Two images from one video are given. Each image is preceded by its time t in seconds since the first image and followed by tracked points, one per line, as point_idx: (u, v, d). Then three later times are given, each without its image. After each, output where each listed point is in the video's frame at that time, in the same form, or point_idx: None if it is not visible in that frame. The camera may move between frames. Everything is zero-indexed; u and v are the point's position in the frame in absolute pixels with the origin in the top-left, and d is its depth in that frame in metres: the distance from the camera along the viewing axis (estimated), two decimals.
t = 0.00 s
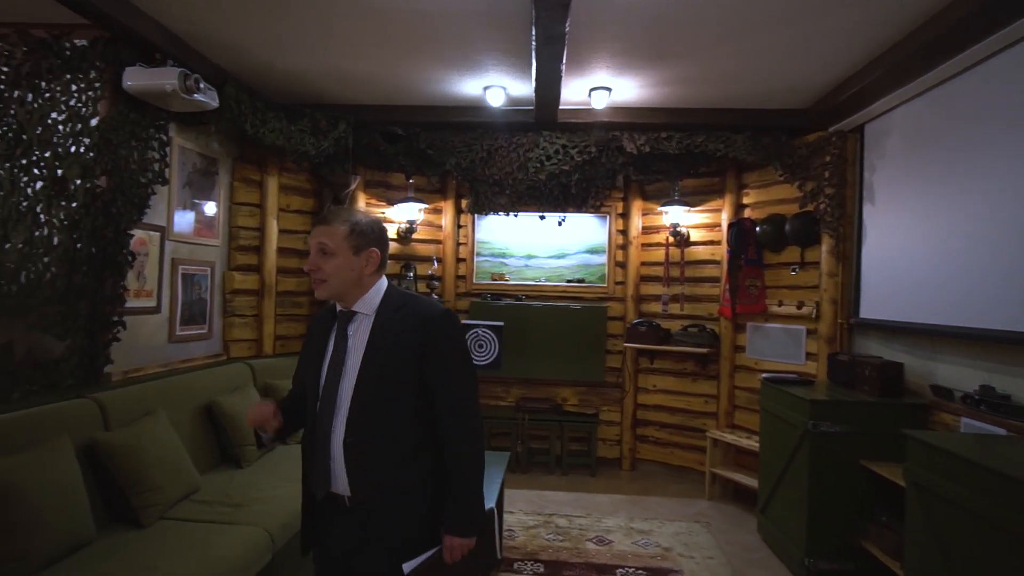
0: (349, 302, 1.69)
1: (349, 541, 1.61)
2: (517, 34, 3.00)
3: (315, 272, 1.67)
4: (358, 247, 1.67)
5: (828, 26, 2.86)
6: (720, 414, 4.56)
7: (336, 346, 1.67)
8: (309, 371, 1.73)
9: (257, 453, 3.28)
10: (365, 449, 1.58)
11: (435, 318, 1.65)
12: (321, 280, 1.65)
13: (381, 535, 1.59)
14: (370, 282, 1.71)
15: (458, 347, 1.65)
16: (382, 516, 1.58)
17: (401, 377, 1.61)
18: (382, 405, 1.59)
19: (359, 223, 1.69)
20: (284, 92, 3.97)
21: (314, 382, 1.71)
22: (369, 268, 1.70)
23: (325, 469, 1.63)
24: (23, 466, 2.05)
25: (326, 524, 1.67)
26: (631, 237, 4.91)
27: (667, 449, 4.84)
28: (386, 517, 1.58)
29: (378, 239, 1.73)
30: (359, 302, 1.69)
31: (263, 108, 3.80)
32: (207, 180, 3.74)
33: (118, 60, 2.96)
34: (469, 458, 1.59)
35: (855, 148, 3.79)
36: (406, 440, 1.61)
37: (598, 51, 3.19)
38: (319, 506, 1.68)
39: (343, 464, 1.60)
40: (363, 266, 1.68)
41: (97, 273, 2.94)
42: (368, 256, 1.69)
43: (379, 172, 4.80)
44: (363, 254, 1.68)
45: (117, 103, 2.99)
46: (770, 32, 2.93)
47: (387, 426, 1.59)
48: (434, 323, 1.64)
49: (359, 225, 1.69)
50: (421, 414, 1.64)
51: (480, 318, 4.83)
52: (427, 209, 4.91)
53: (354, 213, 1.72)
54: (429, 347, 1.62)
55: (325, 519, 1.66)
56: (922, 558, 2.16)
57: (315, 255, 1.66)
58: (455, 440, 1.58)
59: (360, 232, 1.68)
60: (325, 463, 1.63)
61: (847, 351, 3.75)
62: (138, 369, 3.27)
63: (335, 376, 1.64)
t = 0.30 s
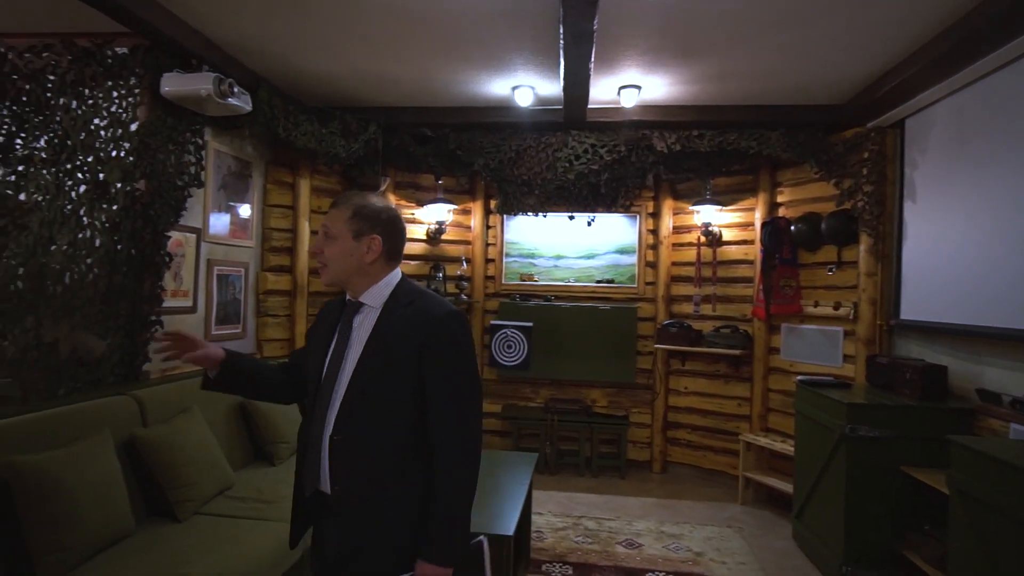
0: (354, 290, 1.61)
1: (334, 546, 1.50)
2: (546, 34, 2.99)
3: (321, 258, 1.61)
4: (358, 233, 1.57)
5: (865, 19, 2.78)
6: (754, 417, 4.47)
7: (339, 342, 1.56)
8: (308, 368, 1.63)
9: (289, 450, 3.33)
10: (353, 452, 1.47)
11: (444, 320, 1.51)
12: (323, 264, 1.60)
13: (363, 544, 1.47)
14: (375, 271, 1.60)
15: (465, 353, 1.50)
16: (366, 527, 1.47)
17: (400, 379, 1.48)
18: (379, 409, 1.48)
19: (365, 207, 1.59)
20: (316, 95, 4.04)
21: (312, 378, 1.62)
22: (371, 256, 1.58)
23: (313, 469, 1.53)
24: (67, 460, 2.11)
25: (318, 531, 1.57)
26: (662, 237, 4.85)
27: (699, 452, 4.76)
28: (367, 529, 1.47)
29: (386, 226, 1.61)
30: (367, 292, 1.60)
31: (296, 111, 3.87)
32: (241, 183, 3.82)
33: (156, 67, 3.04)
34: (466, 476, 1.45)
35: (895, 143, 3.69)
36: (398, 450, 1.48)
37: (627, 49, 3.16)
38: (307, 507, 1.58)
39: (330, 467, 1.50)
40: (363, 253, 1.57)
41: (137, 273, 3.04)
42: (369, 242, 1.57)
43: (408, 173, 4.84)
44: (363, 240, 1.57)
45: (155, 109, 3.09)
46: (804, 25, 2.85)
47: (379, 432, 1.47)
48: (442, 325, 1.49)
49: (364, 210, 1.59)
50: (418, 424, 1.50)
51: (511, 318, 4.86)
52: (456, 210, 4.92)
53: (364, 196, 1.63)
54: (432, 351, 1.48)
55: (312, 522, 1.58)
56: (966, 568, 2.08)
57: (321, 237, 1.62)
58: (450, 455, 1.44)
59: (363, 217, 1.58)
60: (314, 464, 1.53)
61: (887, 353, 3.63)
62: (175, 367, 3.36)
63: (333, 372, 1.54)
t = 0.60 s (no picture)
0: (354, 293, 1.59)
1: (337, 548, 1.50)
2: (574, 35, 2.99)
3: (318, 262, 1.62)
4: (347, 235, 1.55)
5: (902, 14, 2.71)
6: (786, 421, 4.38)
7: (343, 346, 1.57)
8: (314, 371, 1.64)
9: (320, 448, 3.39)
10: (351, 456, 1.46)
11: (448, 326, 1.49)
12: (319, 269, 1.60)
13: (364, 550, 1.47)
14: (369, 274, 1.58)
15: (468, 360, 1.48)
16: (364, 533, 1.46)
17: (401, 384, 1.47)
18: (382, 414, 1.46)
19: (354, 208, 1.57)
20: (347, 99, 4.10)
21: (318, 382, 1.62)
22: (360, 257, 1.55)
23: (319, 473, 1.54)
24: (109, 454, 2.19)
25: (320, 538, 1.57)
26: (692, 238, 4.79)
27: (729, 455, 4.68)
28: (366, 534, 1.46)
29: (377, 225, 1.57)
30: (368, 296, 1.58)
31: (327, 115, 3.92)
32: (274, 186, 3.89)
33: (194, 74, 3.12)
34: (466, 484, 1.43)
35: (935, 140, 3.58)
36: (399, 457, 1.46)
37: (656, 49, 3.14)
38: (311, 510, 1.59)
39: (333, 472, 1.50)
40: (353, 256, 1.55)
41: (174, 273, 3.12)
42: (357, 244, 1.55)
43: (437, 175, 4.87)
44: (352, 242, 1.55)
45: (192, 114, 3.16)
46: (838, 21, 2.79)
47: (379, 437, 1.46)
48: (445, 330, 1.47)
49: (352, 211, 1.56)
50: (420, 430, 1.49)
51: (538, 319, 4.85)
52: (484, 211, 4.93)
53: (355, 197, 1.60)
54: (436, 357, 1.46)
55: (315, 526, 1.58)
56: None
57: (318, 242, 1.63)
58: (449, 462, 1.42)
59: (352, 218, 1.56)
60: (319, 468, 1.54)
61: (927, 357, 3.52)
62: (209, 365, 3.44)
63: (338, 377, 1.54)
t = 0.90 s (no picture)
0: (347, 296, 1.56)
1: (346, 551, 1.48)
2: (604, 35, 2.97)
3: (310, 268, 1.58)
4: (338, 238, 1.52)
5: (946, 7, 2.63)
6: (823, 425, 4.28)
7: (339, 349, 1.54)
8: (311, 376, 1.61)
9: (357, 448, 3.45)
10: (353, 459, 1.44)
11: (447, 325, 1.45)
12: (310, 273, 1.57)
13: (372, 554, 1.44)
14: (363, 276, 1.54)
15: (468, 359, 1.44)
16: (373, 536, 1.44)
17: (401, 385, 1.44)
18: (384, 416, 1.44)
19: (343, 211, 1.54)
20: (379, 102, 4.15)
21: (317, 387, 1.60)
22: (353, 260, 1.52)
23: (320, 478, 1.51)
24: (153, 451, 2.26)
25: (326, 543, 1.54)
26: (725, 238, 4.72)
27: (764, 460, 4.60)
28: (373, 538, 1.44)
29: (368, 227, 1.54)
30: (363, 299, 1.55)
31: (360, 119, 3.99)
32: (308, 189, 3.97)
33: (232, 80, 3.20)
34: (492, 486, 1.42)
35: (981, 136, 3.46)
36: (403, 459, 1.44)
37: (688, 48, 3.10)
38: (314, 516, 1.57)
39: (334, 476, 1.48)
40: (346, 259, 1.52)
41: (213, 274, 3.19)
42: (350, 247, 1.52)
43: (467, 177, 4.89)
44: (344, 245, 1.52)
45: (230, 120, 3.22)
46: (878, 15, 2.72)
47: (382, 439, 1.44)
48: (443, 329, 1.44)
49: (343, 213, 1.53)
50: (422, 430, 1.46)
51: (568, 320, 4.85)
52: (514, 213, 4.93)
53: (344, 199, 1.56)
54: (435, 357, 1.43)
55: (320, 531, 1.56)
56: None
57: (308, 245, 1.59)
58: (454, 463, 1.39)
59: (342, 221, 1.53)
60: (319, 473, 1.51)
61: (972, 360, 3.44)
62: (246, 365, 3.52)
63: (336, 380, 1.52)
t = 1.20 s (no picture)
0: (323, 297, 1.58)
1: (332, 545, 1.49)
2: (641, 34, 2.95)
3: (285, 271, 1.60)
4: (314, 241, 1.54)
5: None
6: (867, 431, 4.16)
7: (317, 350, 1.55)
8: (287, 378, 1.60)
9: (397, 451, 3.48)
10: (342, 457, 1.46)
11: (428, 323, 1.51)
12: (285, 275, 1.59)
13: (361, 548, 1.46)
14: (340, 278, 1.57)
15: (449, 356, 1.51)
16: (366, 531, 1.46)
17: (388, 385, 1.47)
18: (370, 414, 1.47)
19: (316, 214, 1.56)
20: (415, 106, 4.20)
21: (293, 387, 1.59)
22: (329, 263, 1.55)
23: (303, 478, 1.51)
24: (199, 447, 2.32)
25: (307, 543, 1.53)
26: (764, 239, 4.62)
27: (805, 465, 4.50)
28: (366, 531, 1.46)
29: (342, 230, 1.57)
30: (341, 300, 1.57)
31: (397, 123, 4.05)
32: (346, 192, 4.04)
33: (274, 87, 3.28)
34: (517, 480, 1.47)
35: None
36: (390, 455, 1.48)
37: (726, 46, 3.06)
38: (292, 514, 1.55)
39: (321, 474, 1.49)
40: (321, 262, 1.54)
41: (256, 275, 3.26)
42: (325, 249, 1.54)
43: (502, 178, 4.90)
44: (319, 248, 1.54)
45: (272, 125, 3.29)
46: (927, 8, 2.63)
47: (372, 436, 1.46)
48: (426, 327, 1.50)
49: (318, 216, 1.55)
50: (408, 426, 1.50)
51: (602, 322, 4.81)
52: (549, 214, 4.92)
53: (317, 203, 1.58)
54: (419, 355, 1.48)
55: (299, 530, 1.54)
56: None
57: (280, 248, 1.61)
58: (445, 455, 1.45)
59: (316, 224, 1.55)
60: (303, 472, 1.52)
61: None
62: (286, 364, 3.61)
63: (319, 380, 1.54)
